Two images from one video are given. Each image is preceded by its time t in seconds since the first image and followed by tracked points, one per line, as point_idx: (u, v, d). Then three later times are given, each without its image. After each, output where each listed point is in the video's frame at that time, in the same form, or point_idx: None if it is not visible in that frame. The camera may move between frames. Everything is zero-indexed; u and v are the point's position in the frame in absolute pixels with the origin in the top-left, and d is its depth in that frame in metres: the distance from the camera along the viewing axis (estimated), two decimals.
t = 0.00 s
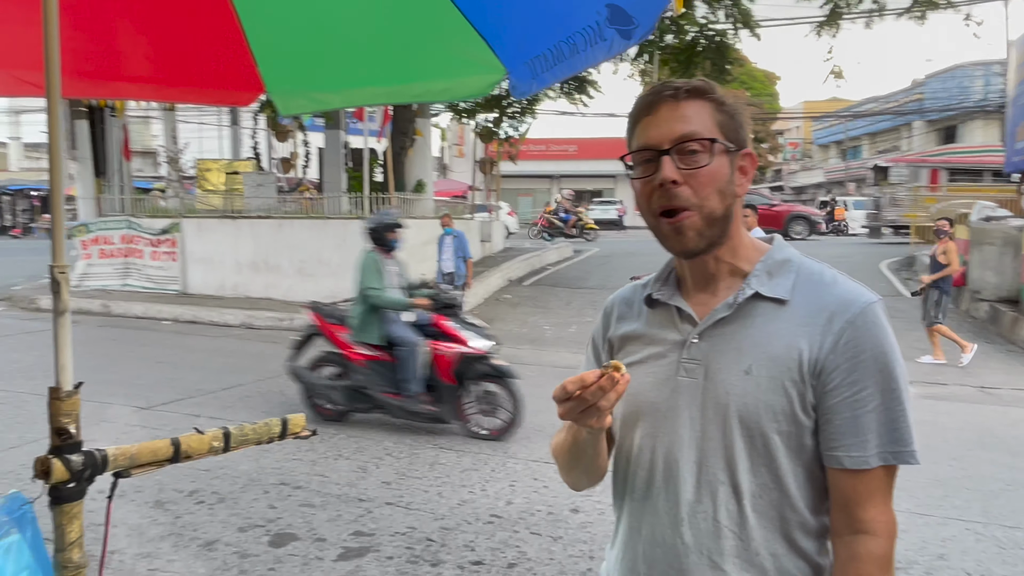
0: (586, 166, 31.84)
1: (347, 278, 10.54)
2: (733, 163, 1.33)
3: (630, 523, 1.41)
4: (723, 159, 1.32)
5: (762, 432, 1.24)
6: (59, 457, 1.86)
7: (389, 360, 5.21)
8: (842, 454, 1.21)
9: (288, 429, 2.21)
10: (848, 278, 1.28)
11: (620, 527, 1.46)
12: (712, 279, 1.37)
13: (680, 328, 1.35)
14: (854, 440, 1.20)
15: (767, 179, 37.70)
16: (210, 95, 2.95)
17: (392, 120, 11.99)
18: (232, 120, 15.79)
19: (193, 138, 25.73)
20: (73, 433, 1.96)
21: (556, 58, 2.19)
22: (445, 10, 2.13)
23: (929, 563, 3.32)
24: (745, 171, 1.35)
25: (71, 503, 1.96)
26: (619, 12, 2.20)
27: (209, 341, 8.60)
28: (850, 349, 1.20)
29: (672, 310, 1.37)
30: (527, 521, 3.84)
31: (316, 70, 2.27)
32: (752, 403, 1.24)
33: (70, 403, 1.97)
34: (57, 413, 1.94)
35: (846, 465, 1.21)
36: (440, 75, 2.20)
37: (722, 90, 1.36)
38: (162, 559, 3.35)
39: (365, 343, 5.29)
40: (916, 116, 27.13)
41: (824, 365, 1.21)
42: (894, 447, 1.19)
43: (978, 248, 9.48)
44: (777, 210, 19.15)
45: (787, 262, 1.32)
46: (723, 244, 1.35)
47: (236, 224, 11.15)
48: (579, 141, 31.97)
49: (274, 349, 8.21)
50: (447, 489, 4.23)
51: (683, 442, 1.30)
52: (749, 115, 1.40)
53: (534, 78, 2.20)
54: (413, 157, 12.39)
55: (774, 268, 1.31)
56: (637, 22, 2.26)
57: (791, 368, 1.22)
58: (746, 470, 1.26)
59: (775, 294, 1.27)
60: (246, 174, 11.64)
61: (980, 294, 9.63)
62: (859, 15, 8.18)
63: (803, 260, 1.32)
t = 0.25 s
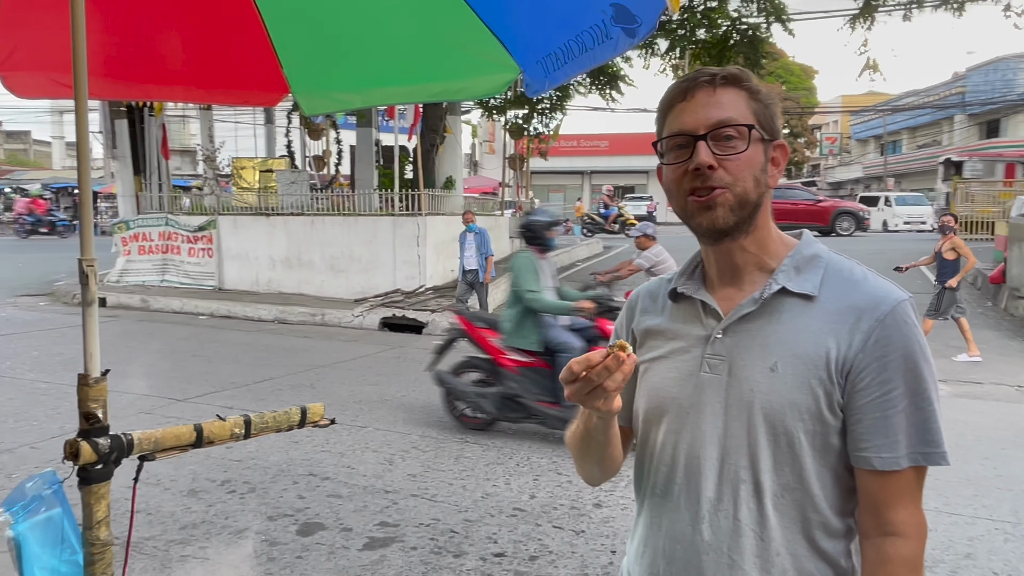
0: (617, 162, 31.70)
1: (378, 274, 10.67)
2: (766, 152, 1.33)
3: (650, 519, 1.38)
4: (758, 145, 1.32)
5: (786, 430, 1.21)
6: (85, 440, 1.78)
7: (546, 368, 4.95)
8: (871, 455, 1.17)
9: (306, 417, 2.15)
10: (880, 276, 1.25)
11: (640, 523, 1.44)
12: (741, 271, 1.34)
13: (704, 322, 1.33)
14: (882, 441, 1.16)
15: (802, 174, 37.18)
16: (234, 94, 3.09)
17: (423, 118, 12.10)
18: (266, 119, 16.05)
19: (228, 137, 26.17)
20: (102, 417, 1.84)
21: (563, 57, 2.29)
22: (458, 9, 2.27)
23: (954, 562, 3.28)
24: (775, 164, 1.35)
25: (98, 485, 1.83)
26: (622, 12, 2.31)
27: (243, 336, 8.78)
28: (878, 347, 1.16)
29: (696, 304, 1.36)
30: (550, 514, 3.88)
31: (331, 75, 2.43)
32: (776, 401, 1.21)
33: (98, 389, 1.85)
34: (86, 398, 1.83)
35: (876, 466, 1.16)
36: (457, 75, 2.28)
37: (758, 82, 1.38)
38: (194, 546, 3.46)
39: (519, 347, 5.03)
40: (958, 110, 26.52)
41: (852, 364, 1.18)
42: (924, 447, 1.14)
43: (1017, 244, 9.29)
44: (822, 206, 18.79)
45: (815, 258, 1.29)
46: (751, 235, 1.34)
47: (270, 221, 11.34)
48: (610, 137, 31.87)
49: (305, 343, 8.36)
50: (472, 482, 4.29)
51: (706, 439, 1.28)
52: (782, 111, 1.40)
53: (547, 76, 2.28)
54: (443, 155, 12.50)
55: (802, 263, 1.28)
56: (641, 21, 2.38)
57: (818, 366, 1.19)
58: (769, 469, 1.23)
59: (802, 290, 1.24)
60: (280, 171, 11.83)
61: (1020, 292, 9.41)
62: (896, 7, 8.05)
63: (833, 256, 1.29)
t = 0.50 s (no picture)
0: (645, 158, 31.53)
1: (405, 271, 10.77)
2: (798, 148, 1.30)
3: (680, 520, 1.38)
4: (789, 144, 1.30)
5: (813, 438, 1.18)
6: (113, 429, 1.81)
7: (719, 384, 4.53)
8: (901, 466, 1.12)
9: (327, 410, 2.13)
10: (917, 278, 1.20)
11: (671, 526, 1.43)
12: (772, 272, 1.32)
13: (734, 325, 1.31)
14: (912, 452, 1.11)
15: (834, 169, 36.65)
16: (258, 98, 3.17)
17: (449, 115, 12.18)
18: (296, 117, 16.25)
19: (259, 136, 26.56)
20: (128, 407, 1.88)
21: (578, 56, 2.31)
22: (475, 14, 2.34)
23: (980, 563, 3.25)
24: (807, 161, 1.33)
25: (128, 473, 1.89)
26: (631, 11, 2.33)
27: (273, 331, 8.93)
28: (910, 356, 1.12)
29: (725, 306, 1.34)
30: (571, 510, 3.90)
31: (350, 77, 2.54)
32: (804, 409, 1.19)
33: (126, 381, 1.90)
34: (113, 389, 1.88)
35: (905, 478, 1.12)
36: (476, 75, 2.38)
37: (788, 77, 1.35)
38: (224, 535, 3.55)
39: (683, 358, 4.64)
40: (997, 103, 25.90)
41: (882, 372, 1.14)
42: (958, 459, 1.09)
43: None
44: (866, 202, 18.37)
45: (848, 259, 1.25)
46: (784, 235, 1.31)
47: (299, 219, 11.49)
48: (639, 133, 31.71)
49: (333, 339, 8.47)
50: (495, 477, 4.33)
51: (733, 445, 1.26)
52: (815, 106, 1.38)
53: (562, 76, 2.32)
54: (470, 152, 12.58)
55: (835, 265, 1.25)
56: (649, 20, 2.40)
57: (848, 374, 1.16)
58: (796, 478, 1.20)
59: (834, 294, 1.21)
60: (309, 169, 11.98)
61: None
62: None
63: (867, 256, 1.25)
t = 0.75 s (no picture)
0: (670, 154, 31.35)
1: (428, 268, 10.83)
2: (830, 149, 1.30)
3: (696, 519, 1.37)
4: (821, 143, 1.29)
5: (834, 437, 1.17)
6: (140, 420, 1.86)
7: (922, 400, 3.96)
8: (921, 468, 1.11)
9: (347, 404, 2.16)
10: (942, 281, 1.19)
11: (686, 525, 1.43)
12: (796, 271, 1.31)
13: (755, 323, 1.31)
14: (934, 454, 1.10)
15: (863, 165, 36.13)
16: (283, 99, 3.21)
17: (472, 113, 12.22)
18: (321, 116, 16.40)
19: (285, 134, 26.86)
20: (154, 400, 1.92)
21: (594, 54, 2.32)
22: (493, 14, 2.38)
23: (1005, 563, 3.21)
24: (838, 161, 1.32)
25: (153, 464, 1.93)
26: (645, 10, 2.32)
27: (298, 328, 9.04)
28: (934, 357, 1.11)
29: (747, 304, 1.33)
30: (591, 506, 3.91)
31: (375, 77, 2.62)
32: (825, 408, 1.18)
33: (152, 373, 1.94)
34: (139, 381, 1.91)
35: (925, 480, 1.11)
36: (495, 76, 2.42)
37: (824, 75, 1.34)
38: (249, 527, 3.62)
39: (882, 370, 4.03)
40: None
41: (904, 372, 1.13)
42: (982, 462, 1.07)
43: None
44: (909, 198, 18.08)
45: (872, 261, 1.25)
46: (810, 235, 1.31)
47: (324, 216, 11.61)
48: (664, 129, 31.53)
49: (357, 336, 8.55)
50: (515, 473, 4.36)
51: (753, 444, 1.25)
52: (848, 106, 1.37)
53: (578, 74, 2.33)
54: (493, 149, 12.61)
55: (859, 265, 1.25)
56: (665, 19, 2.38)
57: (870, 375, 1.15)
58: (815, 477, 1.19)
59: (858, 294, 1.21)
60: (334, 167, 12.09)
61: None
62: None
63: (891, 258, 1.25)
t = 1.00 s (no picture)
0: (690, 151, 31.13)
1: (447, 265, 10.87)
2: (838, 146, 1.32)
3: (692, 511, 1.39)
4: (830, 139, 1.32)
5: (839, 431, 1.20)
6: (163, 415, 1.89)
7: None
8: (924, 461, 1.15)
9: (365, 399, 2.18)
10: (943, 279, 1.22)
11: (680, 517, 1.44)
12: (798, 266, 1.34)
13: (758, 316, 1.33)
14: (939, 448, 1.13)
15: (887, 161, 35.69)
16: (301, 98, 3.25)
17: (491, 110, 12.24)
18: (342, 114, 16.49)
19: (305, 132, 27.03)
20: (177, 394, 1.96)
21: (609, 52, 2.33)
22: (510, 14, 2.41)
23: None
24: (845, 159, 1.35)
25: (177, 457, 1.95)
26: (659, 9, 2.27)
27: (318, 325, 9.12)
28: (938, 353, 1.14)
29: (749, 296, 1.35)
30: (609, 504, 3.91)
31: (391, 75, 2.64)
32: (830, 402, 1.21)
33: (174, 368, 1.98)
34: (162, 376, 1.95)
35: (930, 473, 1.14)
36: (511, 75, 2.43)
37: (836, 74, 1.37)
38: (270, 521, 3.66)
39: None
40: None
41: (910, 368, 1.16)
42: (981, 456, 1.12)
43: None
44: (949, 195, 17.86)
45: (875, 257, 1.27)
46: (814, 230, 1.33)
47: (344, 214, 11.69)
48: (684, 126, 31.36)
49: (376, 332, 8.61)
50: (533, 469, 4.37)
51: (757, 436, 1.27)
52: (857, 107, 1.40)
53: (593, 72, 2.34)
54: (512, 146, 12.63)
55: (863, 261, 1.27)
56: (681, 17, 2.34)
57: (877, 369, 1.18)
58: (818, 470, 1.22)
59: (864, 290, 1.23)
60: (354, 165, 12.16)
61: None
62: None
63: (893, 255, 1.27)
